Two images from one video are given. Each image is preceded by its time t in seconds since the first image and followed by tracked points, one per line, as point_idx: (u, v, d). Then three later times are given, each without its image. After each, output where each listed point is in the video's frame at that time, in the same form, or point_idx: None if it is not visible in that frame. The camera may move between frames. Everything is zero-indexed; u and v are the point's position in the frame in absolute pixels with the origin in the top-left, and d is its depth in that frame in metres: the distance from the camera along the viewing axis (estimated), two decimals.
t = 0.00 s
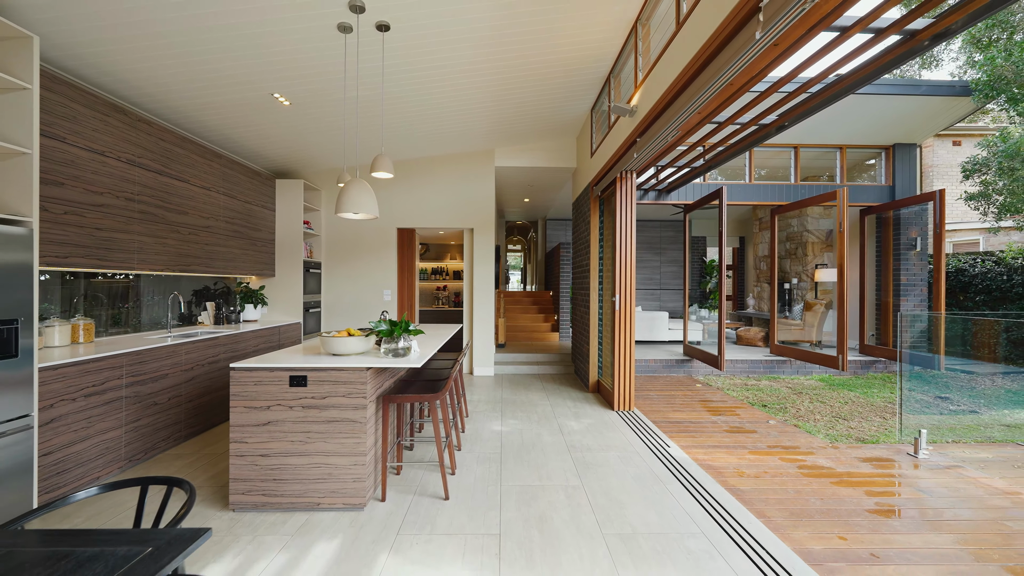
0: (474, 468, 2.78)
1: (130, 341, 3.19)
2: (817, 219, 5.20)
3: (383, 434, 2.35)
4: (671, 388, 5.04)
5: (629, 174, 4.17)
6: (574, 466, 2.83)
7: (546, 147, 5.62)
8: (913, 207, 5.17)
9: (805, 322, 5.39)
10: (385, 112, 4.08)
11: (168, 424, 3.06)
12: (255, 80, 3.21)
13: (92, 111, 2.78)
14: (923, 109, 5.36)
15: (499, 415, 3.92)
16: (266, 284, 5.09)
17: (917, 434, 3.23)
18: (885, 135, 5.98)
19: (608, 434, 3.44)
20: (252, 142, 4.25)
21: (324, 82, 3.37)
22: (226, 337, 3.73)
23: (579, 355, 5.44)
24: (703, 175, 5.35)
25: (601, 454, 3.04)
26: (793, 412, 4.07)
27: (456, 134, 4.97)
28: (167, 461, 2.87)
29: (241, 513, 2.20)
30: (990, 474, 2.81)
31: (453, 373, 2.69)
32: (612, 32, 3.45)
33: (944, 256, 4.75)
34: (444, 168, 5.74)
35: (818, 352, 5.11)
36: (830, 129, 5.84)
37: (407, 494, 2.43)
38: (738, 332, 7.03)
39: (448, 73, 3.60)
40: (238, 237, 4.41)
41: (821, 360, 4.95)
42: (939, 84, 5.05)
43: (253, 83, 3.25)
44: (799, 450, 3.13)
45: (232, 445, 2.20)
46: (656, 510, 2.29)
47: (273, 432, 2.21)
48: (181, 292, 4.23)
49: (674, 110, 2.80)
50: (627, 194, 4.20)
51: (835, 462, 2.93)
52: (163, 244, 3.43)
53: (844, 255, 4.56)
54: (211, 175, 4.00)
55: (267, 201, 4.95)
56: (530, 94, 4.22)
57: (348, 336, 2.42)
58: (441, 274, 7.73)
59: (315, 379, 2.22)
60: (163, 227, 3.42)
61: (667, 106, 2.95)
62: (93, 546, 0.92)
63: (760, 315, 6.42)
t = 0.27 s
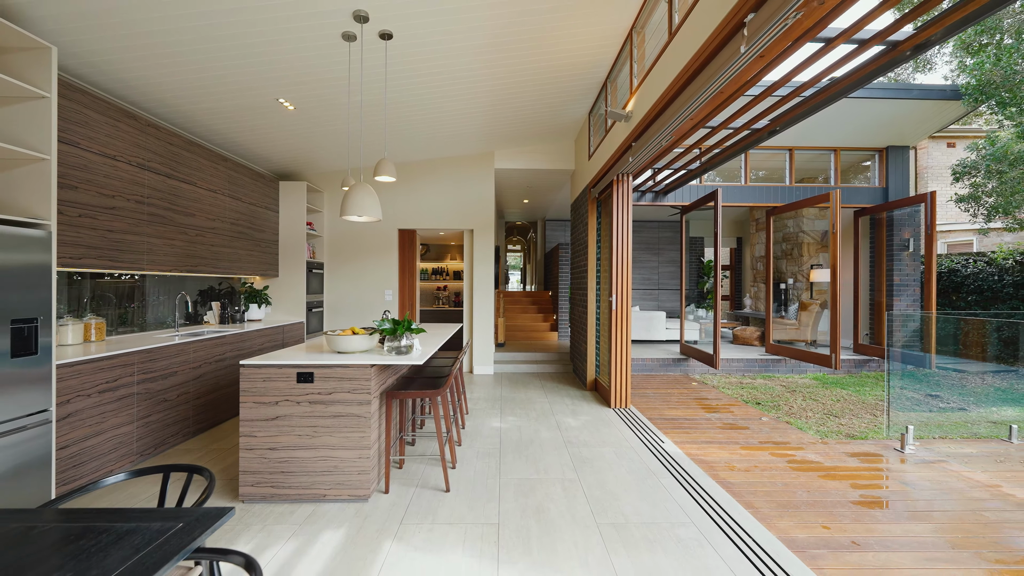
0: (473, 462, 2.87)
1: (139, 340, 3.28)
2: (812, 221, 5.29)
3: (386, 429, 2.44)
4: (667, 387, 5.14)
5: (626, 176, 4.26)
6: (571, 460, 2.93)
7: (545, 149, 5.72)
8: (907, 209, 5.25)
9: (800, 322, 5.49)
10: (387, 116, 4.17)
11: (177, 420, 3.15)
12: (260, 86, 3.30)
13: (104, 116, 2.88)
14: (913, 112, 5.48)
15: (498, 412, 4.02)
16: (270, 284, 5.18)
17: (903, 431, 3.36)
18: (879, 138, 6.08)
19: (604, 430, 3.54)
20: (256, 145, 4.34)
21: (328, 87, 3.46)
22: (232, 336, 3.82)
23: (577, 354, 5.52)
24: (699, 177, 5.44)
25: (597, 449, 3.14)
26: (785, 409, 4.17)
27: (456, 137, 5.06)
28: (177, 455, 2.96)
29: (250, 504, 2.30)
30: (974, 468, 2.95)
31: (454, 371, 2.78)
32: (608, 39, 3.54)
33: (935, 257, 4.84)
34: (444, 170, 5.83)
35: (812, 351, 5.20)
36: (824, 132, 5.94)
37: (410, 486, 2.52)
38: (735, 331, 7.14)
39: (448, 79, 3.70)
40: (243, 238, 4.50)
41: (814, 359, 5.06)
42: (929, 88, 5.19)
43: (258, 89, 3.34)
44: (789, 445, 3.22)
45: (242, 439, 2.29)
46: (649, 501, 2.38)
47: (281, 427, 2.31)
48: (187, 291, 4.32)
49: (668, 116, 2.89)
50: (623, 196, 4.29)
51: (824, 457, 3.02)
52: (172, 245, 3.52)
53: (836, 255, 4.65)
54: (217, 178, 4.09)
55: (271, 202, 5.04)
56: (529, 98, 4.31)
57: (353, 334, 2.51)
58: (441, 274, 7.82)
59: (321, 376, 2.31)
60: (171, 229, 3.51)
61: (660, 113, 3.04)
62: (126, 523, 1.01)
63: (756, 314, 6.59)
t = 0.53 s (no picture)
0: (473, 456, 2.98)
1: (148, 338, 3.37)
2: (808, 221, 5.33)
3: (389, 423, 2.54)
4: (663, 385, 5.23)
5: (623, 179, 4.36)
6: (568, 454, 3.03)
7: (543, 151, 5.81)
8: (899, 210, 5.37)
9: (795, 321, 5.58)
10: (388, 120, 4.27)
11: (186, 416, 3.25)
12: (266, 92, 3.40)
13: (116, 122, 2.97)
14: (903, 115, 5.59)
15: (498, 409, 4.12)
16: (274, 284, 5.28)
17: (891, 426, 3.40)
18: (871, 141, 6.19)
19: (601, 426, 3.64)
20: (260, 148, 4.43)
21: (332, 93, 3.57)
22: (238, 334, 3.91)
23: (575, 353, 5.62)
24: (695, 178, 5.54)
25: (593, 444, 3.24)
26: (778, 406, 4.27)
27: (456, 140, 5.15)
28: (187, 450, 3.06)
29: (259, 495, 2.40)
30: (955, 461, 3.02)
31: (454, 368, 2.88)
32: (604, 46, 3.64)
33: (926, 257, 4.93)
34: (445, 172, 5.93)
35: (807, 350, 5.27)
36: (819, 134, 6.04)
37: (413, 479, 2.63)
38: (731, 330, 7.26)
39: (449, 85, 3.80)
40: (247, 239, 4.59)
41: (808, 357, 5.14)
42: (921, 92, 5.35)
43: (264, 95, 3.44)
44: (780, 440, 3.32)
45: (251, 432, 2.39)
46: (642, 492, 2.48)
47: (288, 421, 2.40)
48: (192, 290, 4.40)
49: (661, 121, 2.98)
50: (620, 198, 4.39)
51: (813, 451, 3.12)
52: (179, 245, 3.61)
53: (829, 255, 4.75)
54: (223, 180, 4.19)
55: (275, 204, 5.14)
56: (528, 102, 4.41)
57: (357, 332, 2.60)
58: (442, 274, 7.92)
59: (326, 372, 2.41)
60: (179, 231, 3.61)
61: (654, 118, 3.13)
62: (157, 500, 1.10)
63: (752, 313, 6.69)
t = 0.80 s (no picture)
0: (474, 450, 3.08)
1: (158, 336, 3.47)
2: (803, 222, 5.44)
3: (393, 417, 2.64)
4: (660, 383, 5.33)
5: (620, 181, 4.46)
6: (565, 449, 3.13)
7: (542, 153, 5.91)
8: (891, 211, 5.48)
9: (790, 321, 5.67)
10: (390, 124, 4.37)
11: (195, 412, 3.36)
12: (272, 98, 3.50)
13: (128, 127, 3.07)
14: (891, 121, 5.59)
15: (498, 405, 4.22)
16: (278, 284, 5.39)
17: (879, 422, 3.53)
18: (865, 143, 6.29)
19: (598, 422, 3.75)
20: (265, 151, 4.53)
21: (336, 99, 3.67)
22: (244, 333, 4.01)
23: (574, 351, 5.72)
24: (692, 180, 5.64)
25: (590, 439, 3.34)
26: (772, 403, 4.37)
27: (456, 143, 5.26)
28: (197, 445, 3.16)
29: (268, 486, 2.50)
30: (939, 455, 3.13)
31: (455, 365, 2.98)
32: (600, 52, 3.74)
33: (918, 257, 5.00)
34: (445, 174, 6.03)
35: (801, 348, 5.36)
36: (813, 136, 6.14)
37: (416, 471, 2.73)
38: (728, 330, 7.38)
39: (450, 91, 3.90)
40: (252, 240, 4.69)
41: (800, 355, 5.24)
42: (912, 95, 5.27)
43: (271, 100, 3.54)
44: (772, 436, 3.42)
45: (261, 426, 2.50)
46: (636, 484, 2.58)
47: (297, 415, 2.51)
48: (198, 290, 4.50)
49: (655, 126, 3.07)
50: (618, 200, 4.49)
51: (803, 446, 3.22)
52: (188, 246, 3.71)
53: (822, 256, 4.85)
54: (229, 183, 4.29)
55: (280, 206, 5.25)
56: (526, 106, 4.51)
57: (362, 330, 2.70)
58: (442, 275, 8.03)
59: (333, 369, 2.51)
60: (187, 232, 3.71)
61: (649, 123, 3.23)
62: (185, 481, 1.20)
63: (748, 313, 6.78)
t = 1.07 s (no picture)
0: (474, 444, 3.20)
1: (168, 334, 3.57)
2: (798, 223, 5.55)
3: (398, 412, 2.76)
4: (656, 381, 5.44)
5: (616, 184, 4.57)
6: (562, 443, 3.25)
7: (541, 156, 6.02)
8: (884, 213, 5.56)
9: (785, 320, 5.78)
10: (393, 128, 4.48)
11: (205, 407, 3.47)
12: (279, 104, 3.61)
13: (140, 132, 3.18)
14: (886, 125, 5.83)
15: (497, 402, 4.34)
16: (283, 284, 5.50)
17: (868, 418, 3.70)
18: (858, 145, 6.42)
19: (594, 419, 3.86)
20: (271, 154, 4.65)
21: (341, 104, 3.78)
22: (251, 332, 4.12)
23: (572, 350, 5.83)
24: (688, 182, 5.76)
25: (587, 434, 3.46)
26: (765, 400, 4.49)
27: (457, 146, 5.36)
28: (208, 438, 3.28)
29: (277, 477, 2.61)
30: (923, 450, 3.24)
31: (456, 362, 3.09)
32: (598, 59, 3.85)
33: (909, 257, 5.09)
34: (446, 176, 6.15)
35: (796, 348, 5.47)
36: (807, 139, 6.26)
37: (419, 463, 2.85)
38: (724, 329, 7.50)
39: (451, 96, 4.01)
40: (258, 241, 4.80)
41: (795, 354, 5.37)
42: (904, 99, 5.52)
43: (278, 106, 3.65)
44: (762, 431, 3.54)
45: (270, 420, 2.61)
46: (630, 476, 2.69)
47: (305, 409, 2.62)
48: (203, 290, 4.60)
49: (649, 132, 3.19)
50: (614, 203, 4.60)
51: (793, 441, 3.34)
52: (196, 246, 3.82)
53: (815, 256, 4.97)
54: (236, 186, 4.41)
55: (284, 207, 5.36)
56: (526, 110, 4.62)
57: (368, 327, 2.81)
58: (443, 275, 8.15)
59: (339, 366, 2.62)
60: (196, 234, 3.82)
61: (644, 128, 3.34)
62: (212, 464, 1.31)
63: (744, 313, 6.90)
